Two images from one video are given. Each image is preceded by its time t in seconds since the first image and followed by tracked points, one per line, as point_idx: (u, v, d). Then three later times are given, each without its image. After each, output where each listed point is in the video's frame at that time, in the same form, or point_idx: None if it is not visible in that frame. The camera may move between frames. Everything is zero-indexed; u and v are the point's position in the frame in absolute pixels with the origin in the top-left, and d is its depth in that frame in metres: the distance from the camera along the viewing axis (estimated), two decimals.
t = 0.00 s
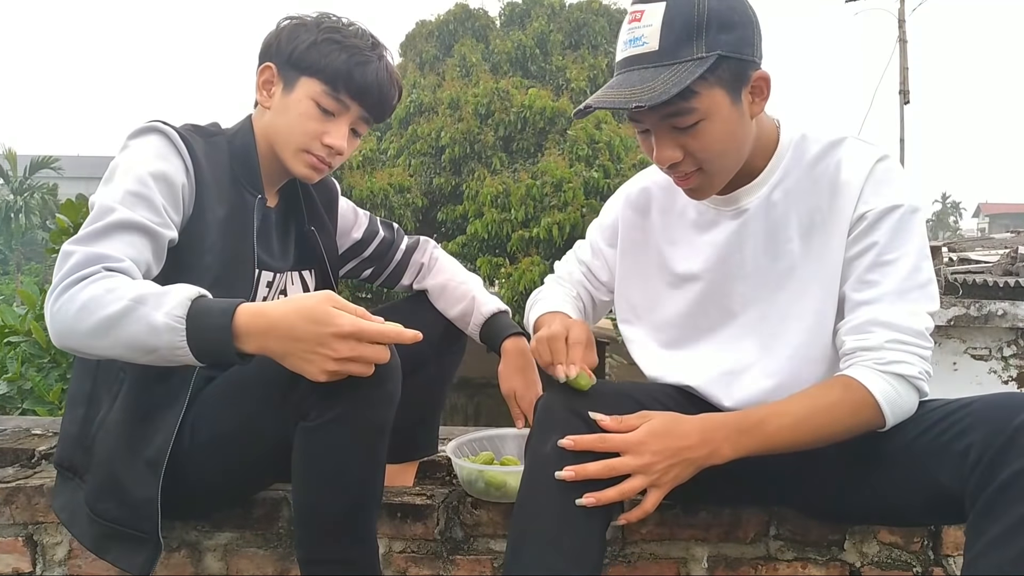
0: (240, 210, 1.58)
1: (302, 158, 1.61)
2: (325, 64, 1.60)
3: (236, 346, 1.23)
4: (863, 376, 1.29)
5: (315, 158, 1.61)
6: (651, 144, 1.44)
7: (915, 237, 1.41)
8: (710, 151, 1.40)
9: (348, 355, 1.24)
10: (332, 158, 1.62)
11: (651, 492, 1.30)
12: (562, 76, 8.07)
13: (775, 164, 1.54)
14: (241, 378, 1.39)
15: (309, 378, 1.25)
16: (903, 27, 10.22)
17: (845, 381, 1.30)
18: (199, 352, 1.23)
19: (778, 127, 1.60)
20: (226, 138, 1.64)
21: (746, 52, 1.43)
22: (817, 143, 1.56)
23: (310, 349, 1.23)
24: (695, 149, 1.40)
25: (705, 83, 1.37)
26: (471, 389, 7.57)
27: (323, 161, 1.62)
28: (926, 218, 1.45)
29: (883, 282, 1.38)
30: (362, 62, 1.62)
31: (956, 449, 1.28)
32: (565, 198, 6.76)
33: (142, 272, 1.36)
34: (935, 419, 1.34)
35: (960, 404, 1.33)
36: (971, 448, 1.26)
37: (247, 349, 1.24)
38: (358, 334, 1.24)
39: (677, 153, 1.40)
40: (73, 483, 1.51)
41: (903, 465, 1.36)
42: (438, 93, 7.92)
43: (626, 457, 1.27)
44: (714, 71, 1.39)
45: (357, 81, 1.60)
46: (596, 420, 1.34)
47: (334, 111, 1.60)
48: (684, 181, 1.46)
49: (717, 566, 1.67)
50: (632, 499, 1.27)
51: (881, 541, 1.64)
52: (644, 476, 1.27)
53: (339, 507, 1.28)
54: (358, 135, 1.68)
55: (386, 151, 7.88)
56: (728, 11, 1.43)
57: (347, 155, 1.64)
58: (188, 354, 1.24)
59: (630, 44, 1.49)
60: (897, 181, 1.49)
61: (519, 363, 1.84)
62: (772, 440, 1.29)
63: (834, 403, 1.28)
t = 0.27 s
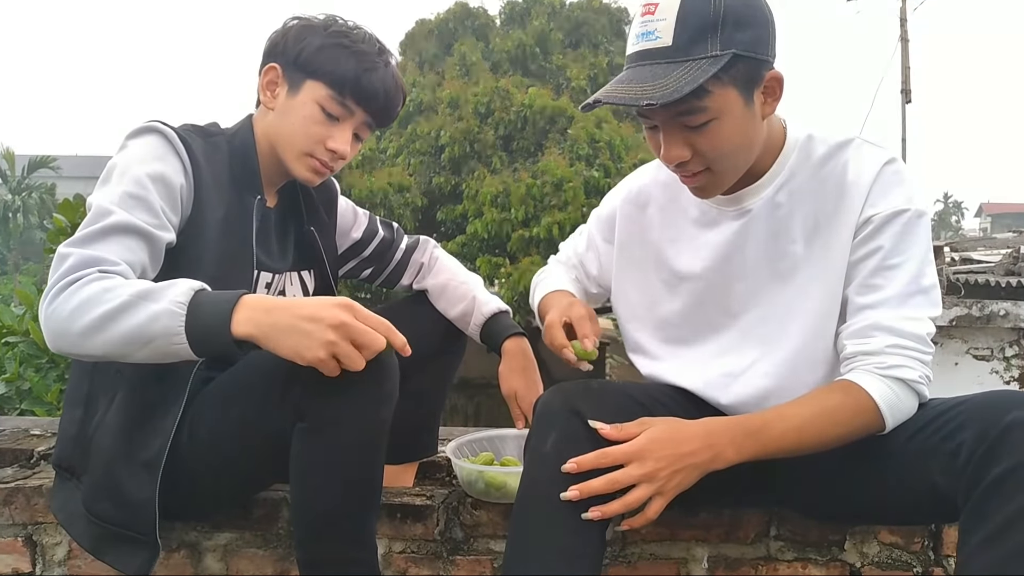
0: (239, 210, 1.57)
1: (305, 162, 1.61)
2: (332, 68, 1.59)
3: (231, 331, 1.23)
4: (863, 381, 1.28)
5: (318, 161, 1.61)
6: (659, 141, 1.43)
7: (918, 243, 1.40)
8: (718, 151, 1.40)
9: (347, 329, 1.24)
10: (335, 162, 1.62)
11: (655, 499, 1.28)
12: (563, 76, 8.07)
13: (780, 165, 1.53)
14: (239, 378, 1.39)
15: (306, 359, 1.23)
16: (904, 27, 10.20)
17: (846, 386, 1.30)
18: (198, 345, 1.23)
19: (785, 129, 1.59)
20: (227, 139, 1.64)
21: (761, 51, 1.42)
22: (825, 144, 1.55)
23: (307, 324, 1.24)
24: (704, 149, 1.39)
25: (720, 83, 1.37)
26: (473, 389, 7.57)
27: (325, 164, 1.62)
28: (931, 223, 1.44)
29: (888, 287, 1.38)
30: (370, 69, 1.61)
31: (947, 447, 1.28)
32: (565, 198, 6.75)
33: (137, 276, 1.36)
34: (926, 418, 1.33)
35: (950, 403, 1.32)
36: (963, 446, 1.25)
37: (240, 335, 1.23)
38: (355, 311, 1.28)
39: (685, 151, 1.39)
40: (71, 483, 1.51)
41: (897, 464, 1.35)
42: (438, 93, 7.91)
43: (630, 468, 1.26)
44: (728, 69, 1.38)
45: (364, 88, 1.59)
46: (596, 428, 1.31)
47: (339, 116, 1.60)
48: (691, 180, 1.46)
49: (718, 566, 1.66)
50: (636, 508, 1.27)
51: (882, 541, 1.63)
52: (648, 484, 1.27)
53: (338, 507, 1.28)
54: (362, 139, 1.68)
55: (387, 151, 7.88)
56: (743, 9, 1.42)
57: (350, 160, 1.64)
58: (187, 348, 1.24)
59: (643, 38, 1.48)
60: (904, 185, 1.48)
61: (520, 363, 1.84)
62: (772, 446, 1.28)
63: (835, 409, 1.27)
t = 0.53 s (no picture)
0: (241, 209, 1.58)
1: (317, 174, 1.63)
2: (352, 86, 1.60)
3: (236, 326, 1.24)
4: (862, 380, 1.29)
5: (329, 174, 1.64)
6: (660, 142, 1.43)
7: (918, 243, 1.41)
8: (719, 157, 1.41)
9: (352, 312, 1.28)
10: (345, 175, 1.66)
11: (655, 499, 1.29)
12: (562, 76, 8.08)
13: (781, 166, 1.54)
14: (241, 378, 1.40)
15: (315, 344, 1.26)
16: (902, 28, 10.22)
17: (843, 385, 1.31)
18: (201, 341, 1.24)
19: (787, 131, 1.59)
20: (230, 139, 1.65)
21: (768, 60, 1.43)
22: (825, 146, 1.56)
23: (312, 312, 1.27)
24: (705, 154, 1.41)
25: (725, 90, 1.38)
26: (471, 388, 7.58)
27: (336, 177, 1.65)
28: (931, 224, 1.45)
29: (886, 287, 1.39)
30: (388, 89, 1.63)
31: (945, 447, 1.29)
32: (565, 198, 6.77)
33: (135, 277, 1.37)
34: (922, 417, 1.34)
35: (947, 402, 1.33)
36: (960, 447, 1.26)
37: (247, 330, 1.25)
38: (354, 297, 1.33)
39: (685, 156, 1.41)
40: (73, 483, 1.51)
41: (893, 464, 1.36)
42: (438, 94, 7.92)
43: (629, 467, 1.27)
44: (735, 77, 1.39)
45: (382, 108, 1.62)
46: (597, 427, 1.32)
47: (355, 132, 1.62)
48: (689, 183, 1.47)
49: (717, 565, 1.67)
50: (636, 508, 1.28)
51: (880, 541, 1.64)
52: (648, 484, 1.28)
53: (340, 507, 1.28)
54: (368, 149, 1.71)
55: (386, 151, 7.89)
56: (753, 18, 1.43)
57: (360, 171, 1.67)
58: (190, 344, 1.25)
59: (651, 39, 1.49)
60: (904, 185, 1.49)
61: (520, 362, 1.85)
62: (771, 445, 1.29)
63: (833, 409, 1.28)
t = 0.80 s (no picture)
0: (240, 209, 1.58)
1: (319, 175, 1.64)
2: (357, 89, 1.60)
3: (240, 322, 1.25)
4: (862, 381, 1.30)
5: (331, 175, 1.65)
6: (660, 137, 1.43)
7: (920, 244, 1.41)
8: (717, 157, 1.41)
9: (346, 294, 1.33)
10: (347, 176, 1.66)
11: (656, 499, 1.29)
12: (562, 76, 8.07)
13: (783, 167, 1.54)
14: (241, 378, 1.40)
15: (317, 326, 1.28)
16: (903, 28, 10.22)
17: (843, 386, 1.31)
18: (196, 329, 1.25)
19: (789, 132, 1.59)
20: (229, 138, 1.65)
21: (773, 62, 1.43)
22: (827, 147, 1.56)
23: (309, 297, 1.31)
24: (703, 152, 1.40)
25: (727, 89, 1.38)
26: (471, 388, 7.58)
27: (337, 177, 1.66)
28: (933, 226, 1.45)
29: (888, 288, 1.39)
30: (392, 92, 1.64)
31: (946, 447, 1.29)
32: (565, 198, 6.76)
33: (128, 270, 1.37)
34: (922, 418, 1.34)
35: (948, 403, 1.33)
36: (961, 447, 1.27)
37: (247, 317, 1.26)
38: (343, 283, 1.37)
39: (683, 152, 1.41)
40: (74, 482, 1.51)
41: (893, 464, 1.36)
42: (438, 94, 7.92)
43: (631, 468, 1.27)
44: (737, 75, 1.39)
45: (386, 111, 1.63)
46: (598, 428, 1.32)
47: (358, 134, 1.63)
48: (687, 181, 1.47)
49: (717, 565, 1.67)
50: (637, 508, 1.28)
51: (880, 541, 1.64)
52: (649, 484, 1.28)
53: (340, 507, 1.29)
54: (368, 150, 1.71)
55: (386, 151, 7.89)
56: (760, 18, 1.43)
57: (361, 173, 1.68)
58: (186, 332, 1.25)
59: (657, 33, 1.49)
60: (907, 187, 1.49)
61: (520, 362, 1.85)
62: (771, 446, 1.29)
63: (833, 409, 1.28)
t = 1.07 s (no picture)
0: (242, 210, 1.58)
1: (322, 175, 1.65)
2: (363, 90, 1.61)
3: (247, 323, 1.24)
4: (865, 383, 1.30)
5: (335, 175, 1.66)
6: (663, 136, 1.44)
7: (924, 246, 1.41)
8: (720, 158, 1.41)
9: (347, 292, 1.33)
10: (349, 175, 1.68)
11: (659, 500, 1.30)
12: (562, 76, 8.07)
13: (787, 168, 1.54)
14: (242, 378, 1.40)
15: (321, 322, 1.27)
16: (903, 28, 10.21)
17: (847, 388, 1.31)
18: (199, 327, 1.25)
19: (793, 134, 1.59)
20: (233, 138, 1.65)
21: (777, 63, 1.43)
22: (831, 147, 1.56)
23: (312, 295, 1.30)
24: (705, 151, 1.40)
25: (729, 88, 1.38)
26: (471, 388, 7.58)
27: (340, 176, 1.68)
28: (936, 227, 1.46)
29: (891, 289, 1.39)
30: (395, 92, 1.65)
31: (948, 448, 1.29)
32: (564, 198, 6.77)
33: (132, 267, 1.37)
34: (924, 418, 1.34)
35: (951, 404, 1.34)
36: (963, 448, 1.27)
37: (251, 314, 1.25)
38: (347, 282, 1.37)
39: (686, 152, 1.41)
40: (74, 482, 1.51)
41: (895, 464, 1.36)
42: (438, 94, 7.92)
43: (635, 469, 1.27)
44: (740, 75, 1.39)
45: (389, 112, 1.65)
46: (602, 429, 1.32)
47: (361, 134, 1.64)
48: (689, 181, 1.47)
49: (716, 565, 1.67)
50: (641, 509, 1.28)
51: (880, 541, 1.64)
52: (652, 486, 1.28)
53: (340, 507, 1.28)
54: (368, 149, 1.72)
55: (386, 151, 7.89)
56: (765, 18, 1.43)
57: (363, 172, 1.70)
58: (189, 332, 1.25)
59: (661, 33, 1.49)
60: (911, 189, 1.49)
61: (521, 362, 1.85)
62: (774, 448, 1.29)
63: (836, 411, 1.28)
